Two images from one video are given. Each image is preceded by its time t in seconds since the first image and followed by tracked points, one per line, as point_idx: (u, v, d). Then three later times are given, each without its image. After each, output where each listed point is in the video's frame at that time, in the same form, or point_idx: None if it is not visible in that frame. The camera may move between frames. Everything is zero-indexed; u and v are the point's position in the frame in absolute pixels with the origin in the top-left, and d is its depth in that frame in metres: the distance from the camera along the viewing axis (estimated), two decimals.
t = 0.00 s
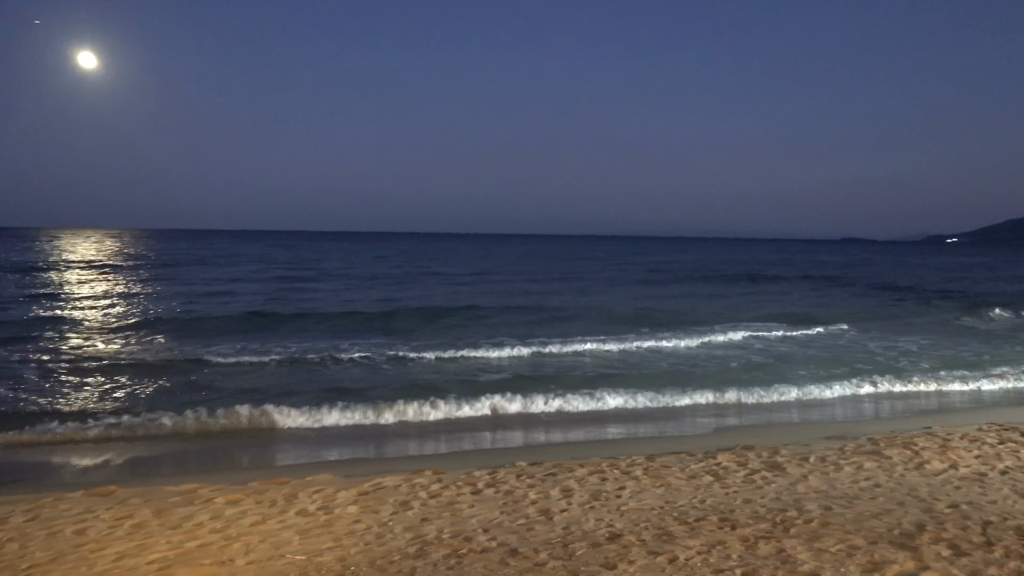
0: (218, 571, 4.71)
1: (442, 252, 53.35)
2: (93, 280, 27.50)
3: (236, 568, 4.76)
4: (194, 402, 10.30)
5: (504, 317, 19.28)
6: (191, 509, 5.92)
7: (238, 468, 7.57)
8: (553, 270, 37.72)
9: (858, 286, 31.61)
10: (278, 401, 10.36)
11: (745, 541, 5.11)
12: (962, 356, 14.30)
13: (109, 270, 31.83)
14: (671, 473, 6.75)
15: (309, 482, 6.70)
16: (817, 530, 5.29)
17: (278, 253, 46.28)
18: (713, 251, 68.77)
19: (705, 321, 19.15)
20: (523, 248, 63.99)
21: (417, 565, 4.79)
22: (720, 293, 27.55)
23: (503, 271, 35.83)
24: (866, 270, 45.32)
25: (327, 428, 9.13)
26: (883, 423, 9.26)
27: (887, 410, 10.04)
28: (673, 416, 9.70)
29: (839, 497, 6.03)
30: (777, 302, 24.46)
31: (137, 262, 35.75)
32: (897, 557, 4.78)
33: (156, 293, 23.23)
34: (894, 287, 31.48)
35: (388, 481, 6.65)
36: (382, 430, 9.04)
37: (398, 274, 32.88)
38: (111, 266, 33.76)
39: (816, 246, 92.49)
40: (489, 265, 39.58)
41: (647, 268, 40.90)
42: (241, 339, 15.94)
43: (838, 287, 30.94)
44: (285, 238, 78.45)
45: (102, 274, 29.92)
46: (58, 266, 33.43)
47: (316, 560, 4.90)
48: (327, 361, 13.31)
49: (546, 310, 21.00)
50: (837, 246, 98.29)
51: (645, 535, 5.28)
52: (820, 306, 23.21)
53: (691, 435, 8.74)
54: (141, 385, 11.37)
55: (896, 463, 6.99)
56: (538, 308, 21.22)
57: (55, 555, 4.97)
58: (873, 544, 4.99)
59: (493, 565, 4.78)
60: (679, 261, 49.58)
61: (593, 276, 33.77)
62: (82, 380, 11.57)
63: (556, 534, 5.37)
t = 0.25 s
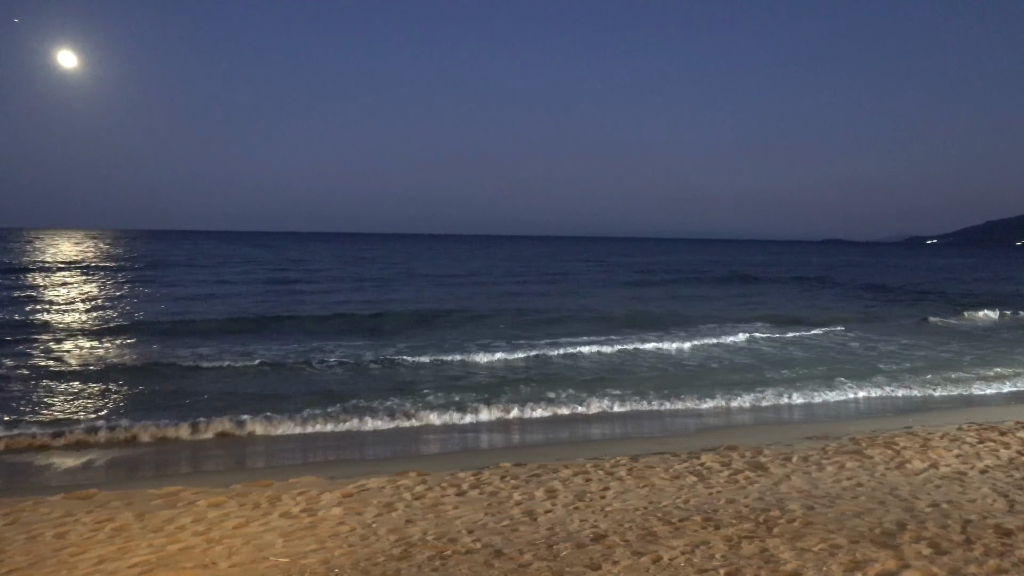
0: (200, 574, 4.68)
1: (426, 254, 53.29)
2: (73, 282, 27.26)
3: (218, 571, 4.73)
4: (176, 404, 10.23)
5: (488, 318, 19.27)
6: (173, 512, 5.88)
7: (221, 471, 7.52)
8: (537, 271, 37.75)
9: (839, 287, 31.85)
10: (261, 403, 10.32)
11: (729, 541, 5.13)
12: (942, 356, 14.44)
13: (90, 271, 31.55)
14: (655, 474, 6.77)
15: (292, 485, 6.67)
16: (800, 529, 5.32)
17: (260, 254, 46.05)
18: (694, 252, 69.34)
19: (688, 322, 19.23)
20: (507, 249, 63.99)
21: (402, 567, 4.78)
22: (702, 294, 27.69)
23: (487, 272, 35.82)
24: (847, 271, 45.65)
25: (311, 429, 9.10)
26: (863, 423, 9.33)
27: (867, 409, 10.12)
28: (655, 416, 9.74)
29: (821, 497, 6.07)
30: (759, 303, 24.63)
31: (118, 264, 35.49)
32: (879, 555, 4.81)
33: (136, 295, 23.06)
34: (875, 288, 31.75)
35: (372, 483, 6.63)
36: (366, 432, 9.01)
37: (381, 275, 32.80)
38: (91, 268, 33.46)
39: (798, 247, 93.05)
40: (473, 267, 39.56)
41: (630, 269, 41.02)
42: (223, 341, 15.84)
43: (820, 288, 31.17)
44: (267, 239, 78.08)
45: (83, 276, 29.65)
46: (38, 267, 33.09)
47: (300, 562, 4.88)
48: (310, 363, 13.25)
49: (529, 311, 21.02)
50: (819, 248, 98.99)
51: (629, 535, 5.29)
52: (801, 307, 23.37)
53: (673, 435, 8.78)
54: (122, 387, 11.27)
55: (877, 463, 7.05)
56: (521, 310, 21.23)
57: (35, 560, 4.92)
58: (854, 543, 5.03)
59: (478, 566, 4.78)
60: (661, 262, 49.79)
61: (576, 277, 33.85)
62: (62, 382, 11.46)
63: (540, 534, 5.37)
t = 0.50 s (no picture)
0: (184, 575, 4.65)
1: (412, 253, 53.21)
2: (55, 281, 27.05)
3: (203, 572, 4.70)
4: (160, 404, 10.17)
5: (475, 318, 19.27)
6: (157, 512, 5.84)
7: (205, 470, 7.48)
8: (524, 271, 37.77)
9: (824, 287, 32.03)
10: (246, 403, 10.28)
11: (714, 539, 5.15)
12: (925, 356, 14.55)
13: (73, 270, 31.30)
14: (641, 473, 6.79)
15: (278, 485, 6.63)
16: (784, 527, 5.35)
17: (246, 253, 45.84)
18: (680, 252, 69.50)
19: (673, 322, 19.30)
20: (494, 249, 63.97)
21: (388, 567, 4.77)
22: (688, 294, 27.80)
23: (474, 272, 35.79)
24: (832, 271, 45.93)
25: (296, 428, 9.07)
26: (848, 422, 9.39)
27: (850, 408, 10.20)
28: (641, 416, 9.76)
29: (805, 495, 6.11)
30: (744, 303, 24.75)
31: (102, 263, 35.23)
32: (863, 553, 4.84)
33: (120, 295, 22.90)
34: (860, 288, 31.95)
35: (357, 482, 6.61)
36: (352, 431, 8.99)
37: (367, 275, 32.72)
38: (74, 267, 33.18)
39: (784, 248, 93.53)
40: (459, 266, 39.52)
41: (616, 269, 41.10)
42: (208, 341, 15.76)
43: (804, 288, 31.35)
44: (252, 238, 77.70)
45: (66, 275, 29.42)
46: (20, 266, 32.80)
47: (285, 562, 4.86)
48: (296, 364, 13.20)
49: (516, 311, 21.05)
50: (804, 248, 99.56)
51: (615, 534, 5.30)
52: (787, 307, 23.49)
53: (659, 434, 8.81)
54: (106, 387, 11.20)
55: (861, 461, 7.09)
56: (508, 310, 21.23)
57: (17, 561, 4.87)
58: (838, 541, 5.06)
59: (464, 566, 4.78)
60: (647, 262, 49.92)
61: (563, 277, 33.91)
62: (44, 382, 11.37)
63: (527, 533, 5.38)
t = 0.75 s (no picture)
0: None
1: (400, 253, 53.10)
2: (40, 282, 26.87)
3: (188, 573, 4.68)
4: (146, 406, 10.12)
5: (463, 319, 19.26)
6: (143, 513, 5.81)
7: (191, 471, 7.45)
8: (513, 271, 37.80)
9: (811, 287, 32.19)
10: (233, 404, 10.23)
11: (701, 538, 5.17)
12: (911, 355, 14.65)
13: (58, 271, 31.08)
14: (628, 472, 6.80)
15: (265, 485, 6.61)
16: (770, 526, 5.38)
17: (233, 253, 45.67)
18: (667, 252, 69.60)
19: (661, 322, 19.36)
20: (483, 249, 64.05)
21: (375, 567, 4.76)
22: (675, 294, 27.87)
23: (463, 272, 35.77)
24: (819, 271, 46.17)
25: (283, 429, 9.04)
26: (834, 421, 9.43)
27: (837, 407, 10.26)
28: (629, 415, 9.79)
29: (791, 494, 6.14)
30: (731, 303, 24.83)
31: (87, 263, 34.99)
32: (848, 551, 4.87)
33: (105, 295, 22.76)
34: (846, 288, 32.13)
35: (344, 483, 6.59)
36: (339, 431, 8.97)
37: (355, 275, 32.65)
38: (59, 267, 32.94)
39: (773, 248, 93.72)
40: (447, 266, 39.49)
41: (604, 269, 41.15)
42: (194, 342, 15.67)
43: (791, 288, 31.49)
44: (239, 238, 77.35)
45: (50, 275, 29.21)
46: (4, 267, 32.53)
47: (271, 563, 4.84)
48: (283, 364, 13.15)
49: (504, 311, 21.05)
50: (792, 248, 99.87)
51: (602, 534, 5.31)
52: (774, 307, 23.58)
53: (646, 433, 8.83)
54: (92, 388, 11.13)
55: (847, 460, 7.13)
56: (496, 310, 21.24)
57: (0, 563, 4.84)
58: (824, 539, 5.09)
59: (451, 565, 4.77)
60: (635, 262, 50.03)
61: (550, 278, 33.94)
62: (28, 383, 11.29)
63: (514, 533, 5.38)
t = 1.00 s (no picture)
0: None
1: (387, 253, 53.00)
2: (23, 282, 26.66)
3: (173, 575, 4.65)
4: (130, 407, 10.05)
5: (450, 319, 19.25)
6: (127, 515, 5.77)
7: (176, 472, 7.40)
8: (500, 271, 37.80)
9: (797, 287, 32.36)
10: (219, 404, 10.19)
11: (686, 537, 5.19)
12: (894, 354, 14.75)
13: (42, 271, 30.85)
14: (615, 471, 6.81)
15: (250, 486, 6.58)
16: (755, 524, 5.40)
17: (219, 253, 45.47)
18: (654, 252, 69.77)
19: (647, 322, 19.41)
20: (468, 248, 64.16)
21: (361, 567, 4.76)
22: (661, 294, 27.94)
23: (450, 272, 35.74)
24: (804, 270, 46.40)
25: (269, 429, 9.00)
26: (818, 419, 9.49)
27: (821, 406, 10.32)
28: (614, 414, 9.80)
29: (776, 492, 6.17)
30: (718, 303, 24.90)
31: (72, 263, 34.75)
32: (832, 549, 4.91)
33: (90, 296, 22.61)
34: (831, 287, 32.31)
35: (331, 483, 6.58)
36: (326, 432, 8.95)
37: (341, 274, 32.55)
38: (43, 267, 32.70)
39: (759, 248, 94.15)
40: (435, 266, 39.44)
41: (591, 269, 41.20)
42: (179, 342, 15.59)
43: (776, 288, 31.63)
44: (224, 237, 76.97)
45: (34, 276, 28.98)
46: None
47: (256, 564, 4.82)
48: (269, 365, 13.11)
49: (490, 311, 21.05)
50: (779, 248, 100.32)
51: (588, 533, 5.32)
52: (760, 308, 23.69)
53: (633, 432, 8.86)
54: (76, 389, 11.07)
55: (832, 459, 7.18)
56: (484, 311, 21.25)
57: None
58: (809, 537, 5.12)
59: (438, 565, 4.77)
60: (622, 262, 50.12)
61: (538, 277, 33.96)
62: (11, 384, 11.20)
63: (500, 533, 5.38)
